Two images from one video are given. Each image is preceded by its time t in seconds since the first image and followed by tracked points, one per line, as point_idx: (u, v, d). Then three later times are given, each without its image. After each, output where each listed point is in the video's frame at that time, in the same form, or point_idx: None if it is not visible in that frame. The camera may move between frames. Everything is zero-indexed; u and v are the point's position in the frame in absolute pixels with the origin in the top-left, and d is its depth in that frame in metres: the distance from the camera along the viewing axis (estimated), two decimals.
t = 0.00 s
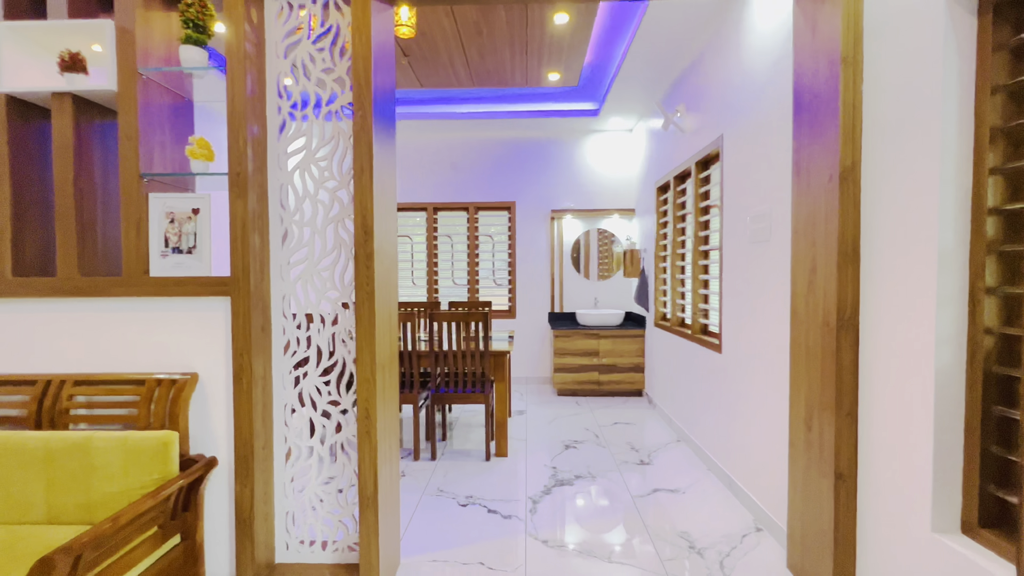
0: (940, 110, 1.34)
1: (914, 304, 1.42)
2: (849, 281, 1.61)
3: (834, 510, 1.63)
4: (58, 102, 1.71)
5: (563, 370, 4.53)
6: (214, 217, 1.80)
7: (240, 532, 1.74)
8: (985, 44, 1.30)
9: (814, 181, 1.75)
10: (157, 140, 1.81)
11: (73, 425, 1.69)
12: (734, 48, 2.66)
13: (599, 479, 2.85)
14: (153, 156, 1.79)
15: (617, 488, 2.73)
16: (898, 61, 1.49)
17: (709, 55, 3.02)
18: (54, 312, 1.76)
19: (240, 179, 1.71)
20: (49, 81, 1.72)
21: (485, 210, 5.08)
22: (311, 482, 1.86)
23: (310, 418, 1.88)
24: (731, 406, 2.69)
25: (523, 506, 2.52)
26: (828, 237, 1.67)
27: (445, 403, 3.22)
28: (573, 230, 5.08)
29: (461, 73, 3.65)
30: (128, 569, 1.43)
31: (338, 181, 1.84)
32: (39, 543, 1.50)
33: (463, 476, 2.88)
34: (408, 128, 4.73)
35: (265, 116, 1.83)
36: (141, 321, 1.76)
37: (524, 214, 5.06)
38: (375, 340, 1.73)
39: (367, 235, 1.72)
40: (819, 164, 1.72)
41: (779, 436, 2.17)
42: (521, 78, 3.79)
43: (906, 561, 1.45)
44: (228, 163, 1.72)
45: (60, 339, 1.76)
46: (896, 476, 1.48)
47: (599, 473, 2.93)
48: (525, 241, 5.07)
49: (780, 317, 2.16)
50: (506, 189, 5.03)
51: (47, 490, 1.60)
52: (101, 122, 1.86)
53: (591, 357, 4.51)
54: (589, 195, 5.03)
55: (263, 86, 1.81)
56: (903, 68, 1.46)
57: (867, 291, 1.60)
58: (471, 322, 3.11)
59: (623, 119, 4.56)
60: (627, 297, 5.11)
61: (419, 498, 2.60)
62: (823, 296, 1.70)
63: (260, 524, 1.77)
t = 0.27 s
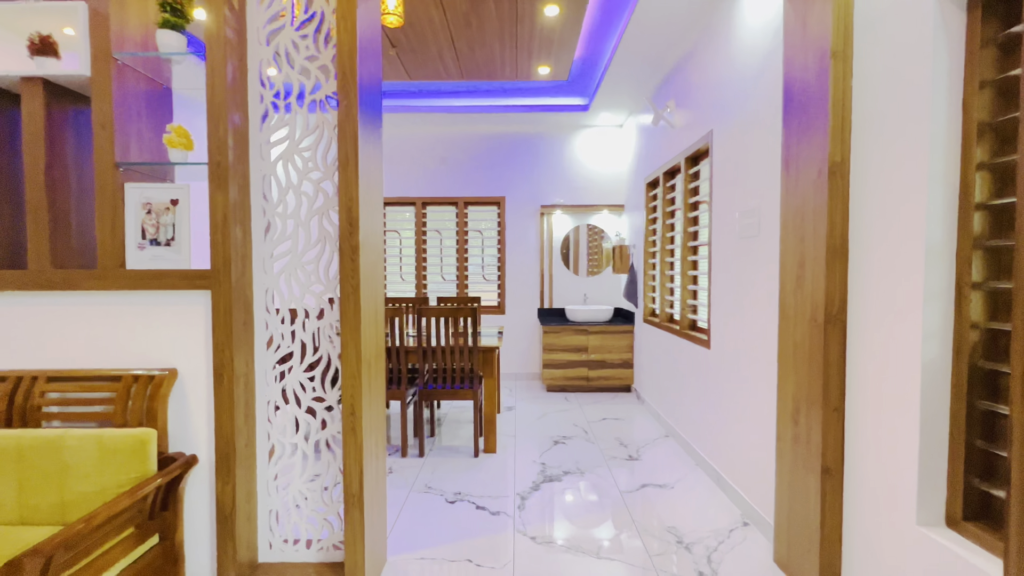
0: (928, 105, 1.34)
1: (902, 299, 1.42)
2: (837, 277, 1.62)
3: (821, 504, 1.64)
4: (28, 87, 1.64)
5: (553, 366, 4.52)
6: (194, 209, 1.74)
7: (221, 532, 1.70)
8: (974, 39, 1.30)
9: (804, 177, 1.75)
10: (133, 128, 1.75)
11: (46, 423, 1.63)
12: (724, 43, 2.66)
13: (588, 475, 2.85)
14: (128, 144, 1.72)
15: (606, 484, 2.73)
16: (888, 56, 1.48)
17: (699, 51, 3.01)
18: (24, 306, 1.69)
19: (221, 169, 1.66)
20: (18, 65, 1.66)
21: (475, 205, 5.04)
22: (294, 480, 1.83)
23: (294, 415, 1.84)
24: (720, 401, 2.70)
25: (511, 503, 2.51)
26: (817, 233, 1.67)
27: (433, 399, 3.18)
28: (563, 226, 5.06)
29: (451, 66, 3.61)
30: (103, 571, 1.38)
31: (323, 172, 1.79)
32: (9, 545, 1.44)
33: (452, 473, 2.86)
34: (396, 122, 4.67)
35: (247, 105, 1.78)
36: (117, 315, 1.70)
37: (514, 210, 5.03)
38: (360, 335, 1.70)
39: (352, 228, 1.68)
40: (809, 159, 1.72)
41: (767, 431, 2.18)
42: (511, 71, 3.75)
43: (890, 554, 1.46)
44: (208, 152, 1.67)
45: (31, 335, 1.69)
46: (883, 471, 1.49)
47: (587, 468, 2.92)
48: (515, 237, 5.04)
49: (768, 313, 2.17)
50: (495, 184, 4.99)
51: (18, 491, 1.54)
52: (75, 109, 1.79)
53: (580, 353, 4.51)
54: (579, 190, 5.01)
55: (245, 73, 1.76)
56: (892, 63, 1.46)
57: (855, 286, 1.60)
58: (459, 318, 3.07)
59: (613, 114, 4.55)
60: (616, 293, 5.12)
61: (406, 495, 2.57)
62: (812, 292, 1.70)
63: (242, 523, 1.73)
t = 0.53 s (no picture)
0: (941, 94, 1.30)
1: (912, 295, 1.39)
2: (844, 271, 1.58)
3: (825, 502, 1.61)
4: (11, 73, 1.58)
5: (551, 363, 4.49)
6: (184, 200, 1.70)
7: (212, 532, 1.66)
8: (990, 26, 1.26)
9: (810, 169, 1.71)
10: (121, 117, 1.69)
11: (31, 420, 1.58)
12: (727, 35, 2.62)
13: (588, 472, 2.82)
14: (116, 133, 1.67)
15: (605, 482, 2.70)
16: (899, 45, 1.44)
17: (701, 43, 2.96)
18: (9, 299, 1.63)
19: (212, 159, 1.61)
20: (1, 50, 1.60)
21: (473, 200, 4.99)
22: (288, 478, 1.79)
23: (288, 412, 1.80)
24: (721, 398, 2.67)
25: (510, 501, 2.47)
26: (824, 227, 1.63)
27: (431, 396, 3.14)
28: (562, 221, 5.02)
29: (449, 58, 3.55)
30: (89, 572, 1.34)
31: (317, 163, 1.74)
32: None
33: (449, 471, 2.82)
34: (394, 116, 4.61)
35: (239, 93, 1.73)
36: (105, 309, 1.65)
37: (512, 205, 4.98)
38: (356, 330, 1.66)
39: (347, 220, 1.63)
40: (816, 151, 1.68)
41: (770, 429, 2.15)
42: (510, 64, 3.70)
43: (898, 555, 1.43)
44: (198, 141, 1.62)
45: (15, 330, 1.64)
46: (891, 470, 1.45)
47: (587, 466, 2.89)
48: (514, 233, 5.00)
49: (772, 309, 2.13)
50: (494, 179, 4.95)
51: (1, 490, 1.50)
52: (61, 96, 1.74)
53: (579, 350, 4.47)
54: (578, 186, 4.97)
55: (236, 60, 1.71)
56: (904, 51, 1.42)
57: (863, 281, 1.56)
58: (457, 314, 3.03)
59: (613, 109, 4.50)
60: (615, 289, 5.08)
61: (403, 493, 2.53)
62: (818, 287, 1.66)
63: (234, 523, 1.69)
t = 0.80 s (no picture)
0: (986, 76, 1.20)
1: (952, 293, 1.29)
2: (875, 268, 1.48)
3: (853, 513, 1.52)
4: (4, 60, 1.53)
5: (559, 363, 4.40)
6: (180, 192, 1.63)
7: (208, 538, 1.59)
8: None
9: (837, 160, 1.61)
10: (116, 106, 1.63)
11: (22, 420, 1.52)
12: (745, 24, 2.52)
13: (597, 476, 2.73)
14: (111, 122, 1.61)
15: (616, 486, 2.61)
16: (937, 25, 1.34)
17: (717, 33, 2.86)
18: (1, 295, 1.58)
19: (209, 149, 1.55)
20: None
21: (480, 197, 4.92)
22: (288, 482, 1.72)
23: (288, 413, 1.73)
24: (736, 400, 2.57)
25: (517, 506, 2.39)
26: (852, 221, 1.54)
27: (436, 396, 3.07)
28: (570, 219, 4.93)
29: (456, 51, 3.47)
30: None
31: (318, 154, 1.67)
32: None
33: (455, 473, 2.75)
34: (400, 111, 4.54)
35: (237, 82, 1.66)
36: (99, 305, 1.59)
37: (520, 202, 4.90)
38: (357, 328, 1.58)
39: (349, 212, 1.56)
40: (844, 141, 1.58)
41: (790, 433, 2.05)
42: (519, 57, 3.61)
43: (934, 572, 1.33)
44: (195, 131, 1.55)
45: (7, 326, 1.58)
46: (927, 480, 1.35)
47: (596, 470, 2.80)
48: (521, 230, 4.91)
49: (793, 308, 2.03)
50: (501, 176, 4.87)
51: None
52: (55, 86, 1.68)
53: (588, 350, 4.38)
54: (587, 183, 4.88)
55: (235, 46, 1.64)
56: (943, 31, 1.32)
57: (896, 278, 1.47)
58: (464, 312, 2.96)
59: (623, 104, 4.40)
60: (624, 288, 4.98)
61: (408, 496, 2.46)
62: (845, 284, 1.57)
63: (232, 528, 1.62)
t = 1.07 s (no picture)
0: None
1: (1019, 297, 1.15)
2: (928, 269, 1.34)
3: (902, 539, 1.38)
4: (9, 54, 1.49)
5: (576, 367, 4.29)
6: (185, 188, 1.58)
7: (211, 547, 1.53)
8: None
9: (884, 152, 1.47)
10: (122, 99, 1.59)
11: (24, 422, 1.48)
12: (776, 11, 2.38)
13: (617, 487, 2.61)
14: (116, 116, 1.56)
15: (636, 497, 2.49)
16: None
17: (745, 23, 2.72)
18: (6, 294, 1.54)
19: (213, 143, 1.49)
20: None
21: (496, 197, 4.83)
22: (293, 490, 1.65)
23: (294, 419, 1.67)
24: (766, 409, 2.43)
25: (533, 517, 2.29)
26: (902, 217, 1.40)
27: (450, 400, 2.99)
28: (588, 219, 4.81)
29: (471, 47, 3.39)
30: None
31: (326, 148, 1.60)
32: None
33: (468, 480, 2.66)
34: (416, 110, 4.49)
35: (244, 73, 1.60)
36: (102, 304, 1.54)
37: (537, 202, 4.80)
38: (365, 330, 1.51)
39: (357, 208, 1.48)
40: (892, 130, 1.44)
41: (827, 447, 1.91)
42: (536, 53, 3.52)
43: None
44: (199, 124, 1.49)
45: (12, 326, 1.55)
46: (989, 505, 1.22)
47: (615, 479, 2.68)
48: (538, 231, 4.81)
49: (830, 312, 1.89)
50: (518, 176, 4.78)
51: None
52: (63, 80, 1.64)
53: (606, 353, 4.25)
54: (606, 182, 4.75)
55: (242, 36, 1.57)
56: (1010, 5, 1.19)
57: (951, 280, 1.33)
58: (478, 314, 2.87)
59: (644, 100, 4.27)
60: (644, 291, 4.84)
61: (419, 504, 2.38)
62: (893, 286, 1.43)
63: (235, 537, 1.56)
